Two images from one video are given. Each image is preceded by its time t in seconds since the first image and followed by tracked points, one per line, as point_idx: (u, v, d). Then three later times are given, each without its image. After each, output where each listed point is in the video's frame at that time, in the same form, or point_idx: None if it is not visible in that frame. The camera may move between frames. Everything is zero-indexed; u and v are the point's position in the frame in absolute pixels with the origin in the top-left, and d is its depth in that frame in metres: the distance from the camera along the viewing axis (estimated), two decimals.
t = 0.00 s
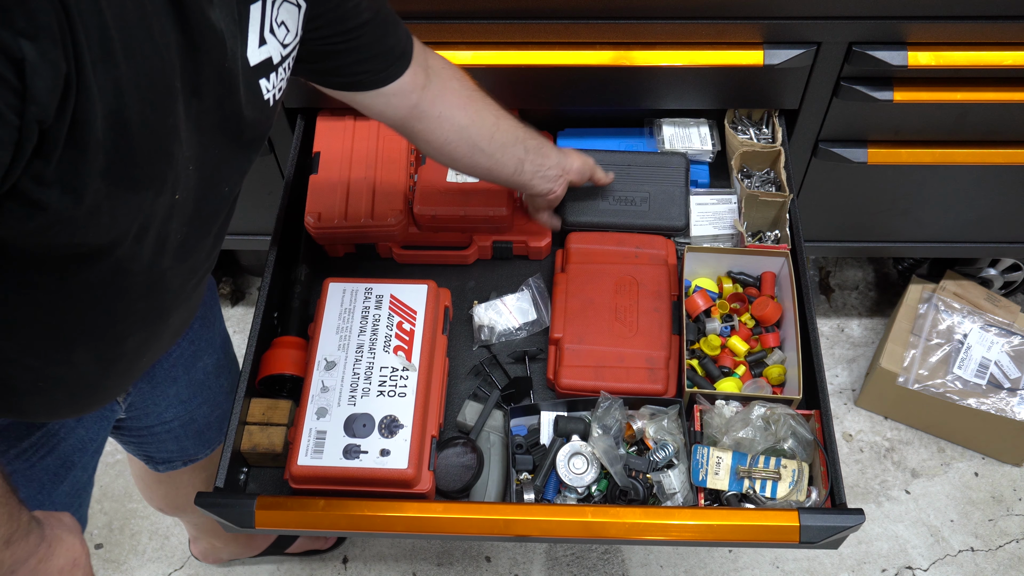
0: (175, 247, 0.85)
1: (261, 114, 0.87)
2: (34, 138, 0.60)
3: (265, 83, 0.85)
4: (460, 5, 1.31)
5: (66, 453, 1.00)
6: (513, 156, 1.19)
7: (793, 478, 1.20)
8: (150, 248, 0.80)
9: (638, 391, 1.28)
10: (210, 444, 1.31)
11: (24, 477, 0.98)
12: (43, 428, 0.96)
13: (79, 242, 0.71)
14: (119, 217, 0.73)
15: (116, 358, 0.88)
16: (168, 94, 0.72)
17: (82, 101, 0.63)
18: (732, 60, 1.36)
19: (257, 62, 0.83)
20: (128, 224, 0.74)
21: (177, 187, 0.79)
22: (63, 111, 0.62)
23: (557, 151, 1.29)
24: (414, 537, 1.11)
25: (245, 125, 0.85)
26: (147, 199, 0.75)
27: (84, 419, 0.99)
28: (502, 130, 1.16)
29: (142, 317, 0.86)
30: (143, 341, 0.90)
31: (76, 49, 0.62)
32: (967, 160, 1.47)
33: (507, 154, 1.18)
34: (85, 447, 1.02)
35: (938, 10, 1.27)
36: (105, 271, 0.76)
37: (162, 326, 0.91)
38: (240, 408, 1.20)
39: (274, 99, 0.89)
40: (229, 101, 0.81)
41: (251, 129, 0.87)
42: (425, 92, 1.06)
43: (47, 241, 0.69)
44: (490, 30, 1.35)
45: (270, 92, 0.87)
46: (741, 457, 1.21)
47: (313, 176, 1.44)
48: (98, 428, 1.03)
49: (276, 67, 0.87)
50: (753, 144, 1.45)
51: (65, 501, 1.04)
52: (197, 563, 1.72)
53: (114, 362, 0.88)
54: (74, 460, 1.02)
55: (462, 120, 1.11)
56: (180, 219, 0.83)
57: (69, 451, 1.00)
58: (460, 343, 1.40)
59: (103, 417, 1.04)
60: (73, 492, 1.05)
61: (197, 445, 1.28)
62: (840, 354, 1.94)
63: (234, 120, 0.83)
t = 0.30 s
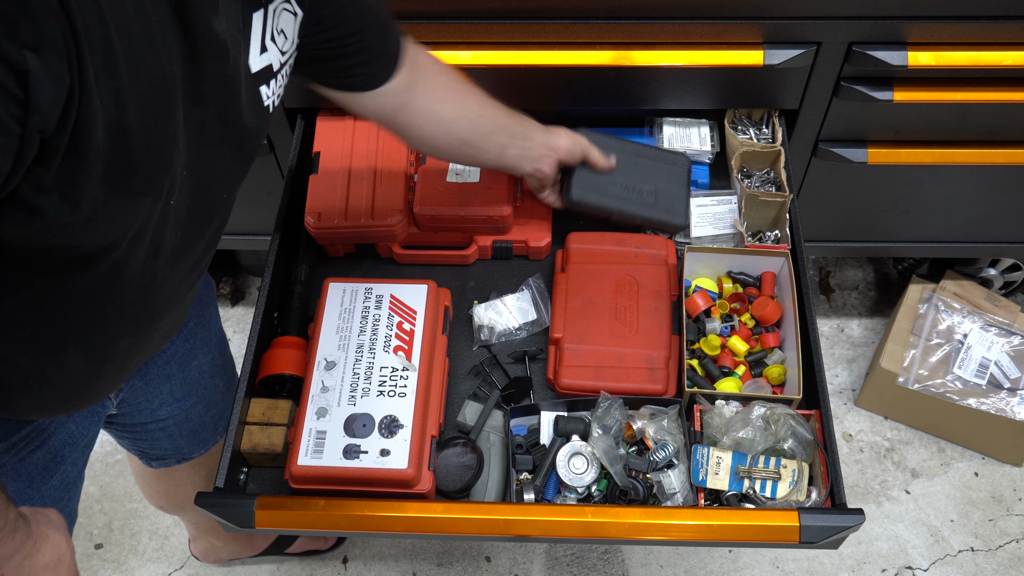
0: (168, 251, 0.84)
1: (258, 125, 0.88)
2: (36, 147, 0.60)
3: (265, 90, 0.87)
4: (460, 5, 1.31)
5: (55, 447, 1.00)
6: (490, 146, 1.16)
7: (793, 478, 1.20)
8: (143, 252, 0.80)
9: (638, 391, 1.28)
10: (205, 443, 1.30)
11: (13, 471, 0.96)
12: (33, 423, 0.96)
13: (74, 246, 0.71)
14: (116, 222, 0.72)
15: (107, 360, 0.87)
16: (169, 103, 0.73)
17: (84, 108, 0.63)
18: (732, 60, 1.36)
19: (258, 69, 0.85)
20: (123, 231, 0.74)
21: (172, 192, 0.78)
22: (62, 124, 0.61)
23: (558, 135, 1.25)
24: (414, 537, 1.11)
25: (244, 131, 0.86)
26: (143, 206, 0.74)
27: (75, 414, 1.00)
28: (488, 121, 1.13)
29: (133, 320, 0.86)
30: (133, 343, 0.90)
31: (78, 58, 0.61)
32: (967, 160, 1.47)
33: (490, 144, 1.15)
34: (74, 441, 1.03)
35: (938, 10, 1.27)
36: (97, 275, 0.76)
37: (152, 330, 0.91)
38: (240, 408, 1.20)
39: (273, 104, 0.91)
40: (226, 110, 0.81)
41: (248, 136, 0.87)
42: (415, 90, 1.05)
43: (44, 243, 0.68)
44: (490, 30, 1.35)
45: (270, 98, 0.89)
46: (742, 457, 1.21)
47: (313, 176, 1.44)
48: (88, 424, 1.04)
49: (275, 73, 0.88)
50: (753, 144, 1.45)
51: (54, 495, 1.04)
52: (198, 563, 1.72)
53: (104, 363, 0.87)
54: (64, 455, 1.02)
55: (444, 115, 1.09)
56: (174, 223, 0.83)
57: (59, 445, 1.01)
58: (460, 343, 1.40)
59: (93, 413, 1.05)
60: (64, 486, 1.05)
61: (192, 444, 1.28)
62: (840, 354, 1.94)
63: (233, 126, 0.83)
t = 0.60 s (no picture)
0: (165, 226, 0.82)
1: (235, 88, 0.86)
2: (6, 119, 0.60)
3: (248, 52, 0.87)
4: (460, 5, 1.31)
5: (75, 448, 1.00)
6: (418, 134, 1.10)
7: (793, 478, 1.20)
8: (140, 228, 0.77)
9: (638, 391, 1.28)
10: (208, 439, 1.31)
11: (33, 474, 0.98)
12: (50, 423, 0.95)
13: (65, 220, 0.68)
14: (105, 192, 0.70)
15: (118, 343, 0.84)
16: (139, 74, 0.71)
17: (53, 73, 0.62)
18: (732, 60, 1.36)
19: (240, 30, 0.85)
20: (113, 201, 0.71)
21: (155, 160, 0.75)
22: (30, 93, 0.60)
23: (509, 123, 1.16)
24: (414, 537, 1.11)
25: (219, 81, 0.83)
26: (128, 173, 0.71)
27: (91, 413, 0.99)
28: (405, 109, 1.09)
29: (140, 300, 0.83)
30: (142, 326, 0.86)
31: (40, 28, 0.61)
32: (967, 160, 1.47)
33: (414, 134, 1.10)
34: (92, 442, 1.02)
35: (938, 10, 1.27)
36: (95, 257, 0.73)
37: (160, 312, 0.88)
38: (240, 408, 1.20)
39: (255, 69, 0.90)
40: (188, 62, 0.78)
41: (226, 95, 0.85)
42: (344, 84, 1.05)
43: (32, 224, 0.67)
44: (490, 30, 1.35)
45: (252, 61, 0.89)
46: (741, 457, 1.21)
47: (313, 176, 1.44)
48: (104, 422, 1.03)
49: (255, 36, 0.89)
50: (753, 144, 1.45)
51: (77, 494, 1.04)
52: (198, 563, 1.72)
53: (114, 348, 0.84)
54: (82, 455, 1.02)
55: (357, 105, 1.05)
56: (167, 194, 0.81)
57: (76, 445, 1.00)
58: (460, 343, 1.40)
59: (108, 412, 1.04)
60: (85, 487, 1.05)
61: (196, 441, 1.28)
62: (840, 354, 1.94)
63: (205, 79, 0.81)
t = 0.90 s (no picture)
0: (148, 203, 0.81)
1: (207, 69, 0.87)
2: None
3: (203, 8, 0.86)
4: (460, 5, 1.31)
5: (90, 452, 0.96)
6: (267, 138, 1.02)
7: (793, 478, 1.20)
8: (114, 197, 0.76)
9: (638, 392, 1.28)
10: (211, 435, 1.27)
11: (50, 483, 0.93)
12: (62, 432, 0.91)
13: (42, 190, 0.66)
14: (85, 162, 0.69)
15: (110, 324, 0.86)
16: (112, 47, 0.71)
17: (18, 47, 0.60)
18: (732, 60, 1.36)
19: None
20: (93, 172, 0.70)
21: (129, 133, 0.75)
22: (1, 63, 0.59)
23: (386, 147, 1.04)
24: (414, 537, 1.11)
25: (193, 58, 0.83)
26: (105, 142, 0.70)
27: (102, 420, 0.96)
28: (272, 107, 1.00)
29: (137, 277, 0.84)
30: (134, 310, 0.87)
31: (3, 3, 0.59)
32: (967, 160, 1.47)
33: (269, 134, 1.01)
34: (103, 446, 0.99)
35: (937, 10, 1.27)
36: (70, 224, 0.72)
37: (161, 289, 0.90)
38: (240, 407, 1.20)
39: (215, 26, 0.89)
40: (167, 36, 0.79)
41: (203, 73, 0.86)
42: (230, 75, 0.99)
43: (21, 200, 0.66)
44: (490, 30, 1.35)
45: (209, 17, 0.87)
46: (741, 457, 1.21)
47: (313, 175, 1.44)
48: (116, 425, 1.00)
49: None
50: (753, 144, 1.45)
51: (89, 502, 1.00)
52: (197, 563, 1.72)
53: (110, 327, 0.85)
54: (95, 459, 0.98)
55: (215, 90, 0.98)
56: (145, 167, 0.80)
57: (90, 451, 0.97)
58: (460, 343, 1.40)
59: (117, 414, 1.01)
60: (99, 491, 1.01)
61: (199, 439, 1.24)
62: (840, 354, 1.94)
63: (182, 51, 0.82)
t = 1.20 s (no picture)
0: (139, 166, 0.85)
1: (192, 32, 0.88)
2: None
3: None
4: (459, 5, 1.31)
5: (120, 451, 1.02)
6: (223, 111, 1.04)
7: (793, 478, 1.20)
8: (110, 164, 0.80)
9: (638, 392, 1.28)
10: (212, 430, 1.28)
11: (85, 481, 0.97)
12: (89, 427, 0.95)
13: (35, 158, 0.70)
14: (74, 126, 0.72)
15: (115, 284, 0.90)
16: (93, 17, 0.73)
17: None
18: (732, 60, 1.36)
19: None
20: (85, 135, 0.73)
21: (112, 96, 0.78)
22: None
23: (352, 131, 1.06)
24: (414, 538, 1.12)
25: (173, 23, 0.85)
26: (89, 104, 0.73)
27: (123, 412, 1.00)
28: (228, 76, 1.03)
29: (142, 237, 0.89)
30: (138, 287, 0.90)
31: None
32: (967, 160, 1.47)
33: (224, 105, 1.04)
34: (129, 443, 1.04)
35: (937, 10, 1.27)
36: (69, 192, 0.76)
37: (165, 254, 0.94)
38: (240, 407, 1.20)
39: None
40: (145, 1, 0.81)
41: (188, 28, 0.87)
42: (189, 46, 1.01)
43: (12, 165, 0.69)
44: (490, 31, 1.35)
45: None
46: (742, 457, 1.21)
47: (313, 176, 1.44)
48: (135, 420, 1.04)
49: None
50: (753, 144, 1.45)
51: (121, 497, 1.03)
52: (197, 563, 1.72)
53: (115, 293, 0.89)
54: (123, 456, 1.03)
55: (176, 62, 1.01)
56: (135, 133, 0.83)
57: (120, 448, 1.02)
58: (460, 343, 1.40)
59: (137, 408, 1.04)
60: (127, 487, 1.04)
61: (199, 433, 1.25)
62: (840, 354, 1.94)
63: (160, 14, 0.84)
